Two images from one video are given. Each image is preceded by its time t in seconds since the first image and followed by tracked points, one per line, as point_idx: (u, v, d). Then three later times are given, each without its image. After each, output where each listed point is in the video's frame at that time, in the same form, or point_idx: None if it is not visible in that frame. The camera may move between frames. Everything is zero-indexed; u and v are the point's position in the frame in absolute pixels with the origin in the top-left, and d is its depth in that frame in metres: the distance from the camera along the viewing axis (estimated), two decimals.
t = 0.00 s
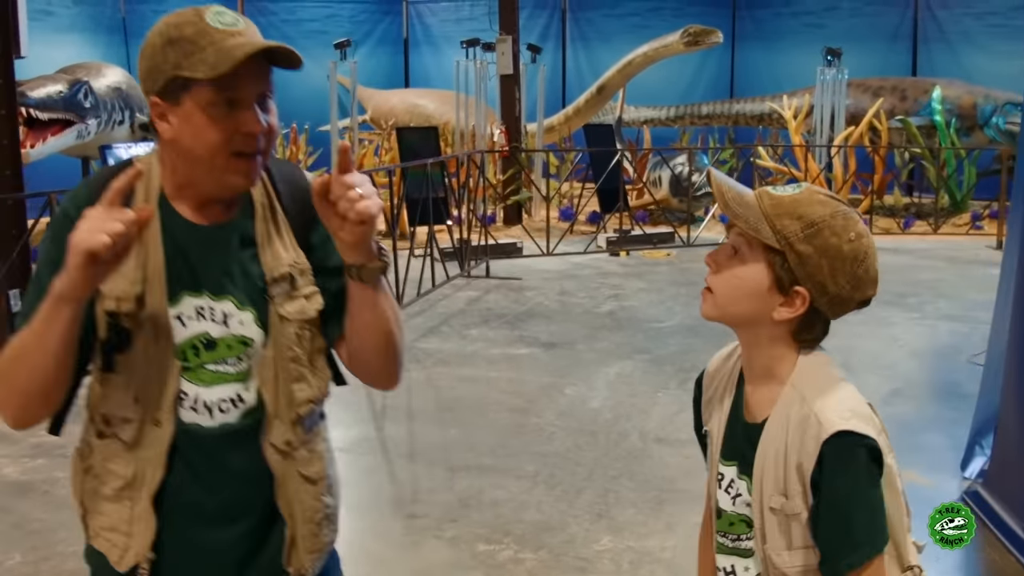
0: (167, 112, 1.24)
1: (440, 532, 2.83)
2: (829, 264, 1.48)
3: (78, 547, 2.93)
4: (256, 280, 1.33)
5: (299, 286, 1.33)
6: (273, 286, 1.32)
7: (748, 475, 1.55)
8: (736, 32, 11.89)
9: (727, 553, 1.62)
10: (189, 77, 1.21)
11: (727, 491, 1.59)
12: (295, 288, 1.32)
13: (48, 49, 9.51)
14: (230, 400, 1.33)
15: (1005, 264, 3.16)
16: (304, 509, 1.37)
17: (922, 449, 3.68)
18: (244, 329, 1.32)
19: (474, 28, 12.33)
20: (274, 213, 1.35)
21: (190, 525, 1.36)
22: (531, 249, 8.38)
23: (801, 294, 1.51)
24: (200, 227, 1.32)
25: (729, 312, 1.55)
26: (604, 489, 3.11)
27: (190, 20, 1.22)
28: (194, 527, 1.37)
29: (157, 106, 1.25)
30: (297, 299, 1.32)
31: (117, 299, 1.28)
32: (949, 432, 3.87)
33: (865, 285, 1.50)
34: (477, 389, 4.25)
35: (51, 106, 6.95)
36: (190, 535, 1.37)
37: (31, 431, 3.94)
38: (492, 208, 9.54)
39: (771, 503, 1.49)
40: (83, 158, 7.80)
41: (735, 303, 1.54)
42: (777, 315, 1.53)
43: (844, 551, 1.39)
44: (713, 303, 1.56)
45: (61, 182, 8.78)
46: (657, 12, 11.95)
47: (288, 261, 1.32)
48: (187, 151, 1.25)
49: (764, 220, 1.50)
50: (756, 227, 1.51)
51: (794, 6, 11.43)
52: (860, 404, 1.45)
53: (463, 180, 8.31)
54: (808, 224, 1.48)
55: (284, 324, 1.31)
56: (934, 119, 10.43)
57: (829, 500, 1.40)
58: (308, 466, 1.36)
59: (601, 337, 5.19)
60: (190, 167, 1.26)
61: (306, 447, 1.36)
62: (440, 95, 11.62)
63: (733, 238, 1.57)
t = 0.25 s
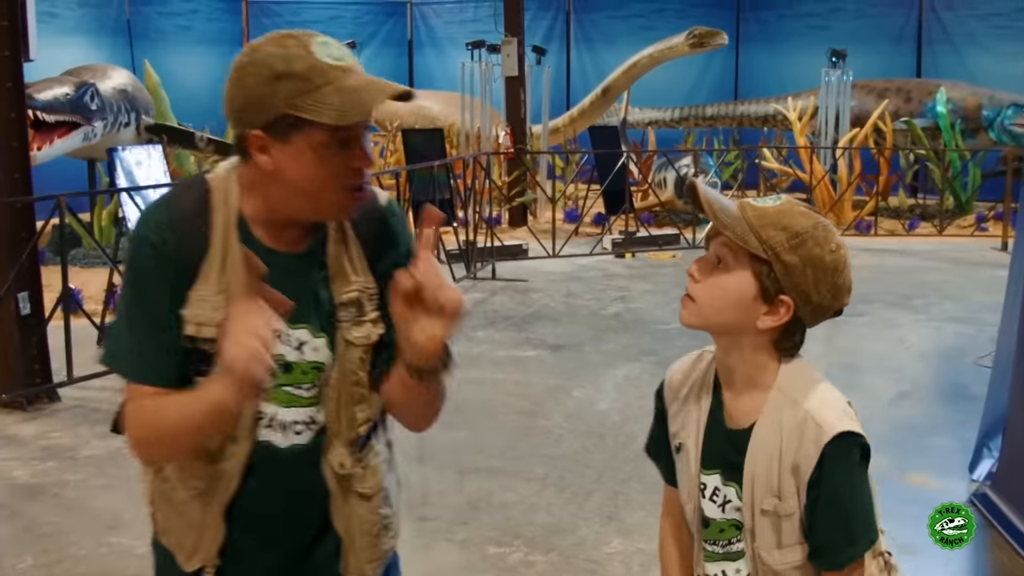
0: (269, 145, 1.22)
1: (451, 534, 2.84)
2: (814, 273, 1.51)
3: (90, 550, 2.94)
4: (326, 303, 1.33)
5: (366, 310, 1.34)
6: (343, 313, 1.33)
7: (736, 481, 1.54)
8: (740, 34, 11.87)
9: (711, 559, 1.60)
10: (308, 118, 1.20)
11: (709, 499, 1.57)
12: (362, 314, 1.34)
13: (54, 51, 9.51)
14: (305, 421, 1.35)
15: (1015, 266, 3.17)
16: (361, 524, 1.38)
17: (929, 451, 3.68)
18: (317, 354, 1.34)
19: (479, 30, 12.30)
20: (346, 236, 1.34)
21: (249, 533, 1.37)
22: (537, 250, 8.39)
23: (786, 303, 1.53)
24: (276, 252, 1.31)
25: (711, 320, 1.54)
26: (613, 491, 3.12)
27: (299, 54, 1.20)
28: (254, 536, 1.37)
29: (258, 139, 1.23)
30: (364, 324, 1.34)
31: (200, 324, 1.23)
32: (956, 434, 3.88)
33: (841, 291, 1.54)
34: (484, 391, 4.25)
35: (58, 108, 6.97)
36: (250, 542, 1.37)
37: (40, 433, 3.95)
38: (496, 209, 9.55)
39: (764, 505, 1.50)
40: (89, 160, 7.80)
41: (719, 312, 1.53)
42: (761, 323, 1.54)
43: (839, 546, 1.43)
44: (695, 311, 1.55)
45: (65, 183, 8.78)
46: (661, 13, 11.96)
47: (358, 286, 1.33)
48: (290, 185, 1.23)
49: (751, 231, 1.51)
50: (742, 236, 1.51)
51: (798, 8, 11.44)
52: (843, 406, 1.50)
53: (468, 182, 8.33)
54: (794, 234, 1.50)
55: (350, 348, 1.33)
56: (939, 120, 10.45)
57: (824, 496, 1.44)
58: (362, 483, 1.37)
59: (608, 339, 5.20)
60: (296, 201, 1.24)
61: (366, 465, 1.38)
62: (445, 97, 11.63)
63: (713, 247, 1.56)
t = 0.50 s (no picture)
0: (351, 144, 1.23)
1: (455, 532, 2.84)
2: (810, 262, 1.52)
3: (95, 548, 2.94)
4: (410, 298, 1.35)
5: (448, 309, 1.35)
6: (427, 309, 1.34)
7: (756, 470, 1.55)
8: (743, 34, 11.85)
9: (732, 549, 1.61)
10: (375, 119, 1.20)
11: (728, 489, 1.58)
12: (445, 313, 1.35)
13: (56, 51, 9.49)
14: (388, 415, 1.37)
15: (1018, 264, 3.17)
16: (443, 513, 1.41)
17: (931, 450, 3.68)
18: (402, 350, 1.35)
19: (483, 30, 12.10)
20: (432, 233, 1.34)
21: (328, 520, 1.38)
22: (539, 250, 8.38)
23: (785, 293, 1.54)
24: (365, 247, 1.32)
25: (709, 314, 1.57)
26: (617, 489, 3.12)
27: (380, 55, 1.21)
28: (333, 523, 1.38)
29: (339, 135, 1.24)
30: (445, 320, 1.35)
31: (294, 320, 1.27)
32: (958, 433, 3.88)
33: (841, 277, 1.55)
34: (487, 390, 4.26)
35: (61, 108, 6.97)
36: (328, 529, 1.39)
37: (45, 432, 3.95)
38: (498, 209, 9.54)
39: (786, 489, 1.51)
40: (91, 159, 7.80)
41: (719, 306, 1.55)
42: (763, 314, 1.55)
43: (866, 523, 1.49)
44: (694, 308, 1.57)
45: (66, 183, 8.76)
46: (664, 14, 11.94)
47: (441, 285, 1.34)
48: (367, 186, 1.23)
49: (746, 224, 1.53)
50: (737, 230, 1.53)
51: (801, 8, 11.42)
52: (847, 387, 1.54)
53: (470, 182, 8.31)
54: (788, 224, 1.53)
55: (432, 346, 1.35)
56: (942, 120, 10.44)
57: (849, 474, 1.49)
58: (443, 474, 1.39)
59: (611, 338, 5.20)
60: (374, 201, 1.24)
61: (446, 457, 1.39)
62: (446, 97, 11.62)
63: (712, 243, 1.58)
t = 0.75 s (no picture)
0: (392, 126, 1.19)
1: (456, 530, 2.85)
2: (822, 254, 1.53)
3: (98, 544, 2.95)
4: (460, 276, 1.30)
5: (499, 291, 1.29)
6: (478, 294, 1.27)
7: (763, 458, 1.54)
8: (744, 34, 11.85)
9: (740, 538, 1.60)
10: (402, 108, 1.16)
11: (735, 478, 1.57)
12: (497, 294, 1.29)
13: (60, 50, 9.50)
14: (432, 394, 1.31)
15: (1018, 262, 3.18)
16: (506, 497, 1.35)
17: (932, 448, 3.69)
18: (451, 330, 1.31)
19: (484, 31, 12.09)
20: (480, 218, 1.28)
21: (374, 502, 1.33)
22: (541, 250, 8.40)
23: (798, 284, 1.54)
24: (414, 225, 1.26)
25: (724, 307, 1.55)
26: (618, 487, 3.13)
27: (418, 44, 1.18)
28: (376, 506, 1.33)
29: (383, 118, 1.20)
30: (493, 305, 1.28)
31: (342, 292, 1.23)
32: (958, 431, 3.89)
33: (847, 268, 1.56)
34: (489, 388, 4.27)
35: (64, 107, 6.99)
36: (369, 514, 1.33)
37: (48, 429, 3.96)
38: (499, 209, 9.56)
39: (792, 475, 1.51)
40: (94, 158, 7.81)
41: (730, 297, 1.54)
42: (774, 305, 1.55)
43: (875, 506, 1.47)
44: (708, 299, 1.56)
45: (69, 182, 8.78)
46: (665, 14, 11.96)
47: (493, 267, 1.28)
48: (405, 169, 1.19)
49: (759, 216, 1.53)
50: (752, 222, 1.53)
51: (803, 8, 11.42)
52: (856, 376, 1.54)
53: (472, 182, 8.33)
54: (800, 216, 1.53)
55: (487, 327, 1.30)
56: (943, 120, 10.45)
57: (857, 459, 1.48)
58: (514, 457, 1.34)
59: (612, 337, 5.21)
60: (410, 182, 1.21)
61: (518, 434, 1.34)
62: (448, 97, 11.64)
63: (723, 235, 1.57)
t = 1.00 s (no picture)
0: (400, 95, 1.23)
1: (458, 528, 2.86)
2: (826, 248, 1.53)
3: (101, 543, 2.96)
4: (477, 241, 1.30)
5: (515, 253, 1.27)
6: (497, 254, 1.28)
7: (765, 449, 1.55)
8: (746, 34, 11.85)
9: (740, 529, 1.60)
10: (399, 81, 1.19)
11: (737, 469, 1.57)
12: (509, 255, 1.28)
13: (62, 51, 9.51)
14: (443, 356, 1.28)
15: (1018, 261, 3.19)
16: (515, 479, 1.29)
17: (933, 447, 3.70)
18: (465, 291, 1.30)
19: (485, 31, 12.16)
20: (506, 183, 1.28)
21: (387, 472, 1.31)
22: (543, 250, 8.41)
23: (802, 277, 1.53)
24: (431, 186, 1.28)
25: (729, 301, 1.54)
26: (619, 486, 3.14)
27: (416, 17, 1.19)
28: (388, 478, 1.31)
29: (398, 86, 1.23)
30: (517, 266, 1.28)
31: (348, 247, 1.28)
32: (959, 430, 3.90)
33: (850, 266, 1.55)
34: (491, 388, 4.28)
35: (66, 107, 6.99)
36: (381, 485, 1.31)
37: (50, 429, 3.97)
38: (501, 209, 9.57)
39: (793, 467, 1.51)
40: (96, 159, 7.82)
41: (735, 290, 1.53)
42: (777, 299, 1.54)
43: (875, 499, 1.48)
44: (713, 293, 1.55)
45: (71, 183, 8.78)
46: (667, 14, 11.97)
47: (511, 230, 1.27)
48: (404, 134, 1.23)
49: (764, 211, 1.52)
50: (757, 216, 1.52)
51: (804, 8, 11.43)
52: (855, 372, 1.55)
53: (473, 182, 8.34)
54: (805, 211, 1.53)
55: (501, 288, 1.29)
56: (945, 120, 10.46)
57: (857, 452, 1.49)
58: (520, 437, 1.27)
59: (614, 336, 5.21)
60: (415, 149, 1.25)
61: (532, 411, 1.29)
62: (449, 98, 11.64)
63: (728, 228, 1.56)
